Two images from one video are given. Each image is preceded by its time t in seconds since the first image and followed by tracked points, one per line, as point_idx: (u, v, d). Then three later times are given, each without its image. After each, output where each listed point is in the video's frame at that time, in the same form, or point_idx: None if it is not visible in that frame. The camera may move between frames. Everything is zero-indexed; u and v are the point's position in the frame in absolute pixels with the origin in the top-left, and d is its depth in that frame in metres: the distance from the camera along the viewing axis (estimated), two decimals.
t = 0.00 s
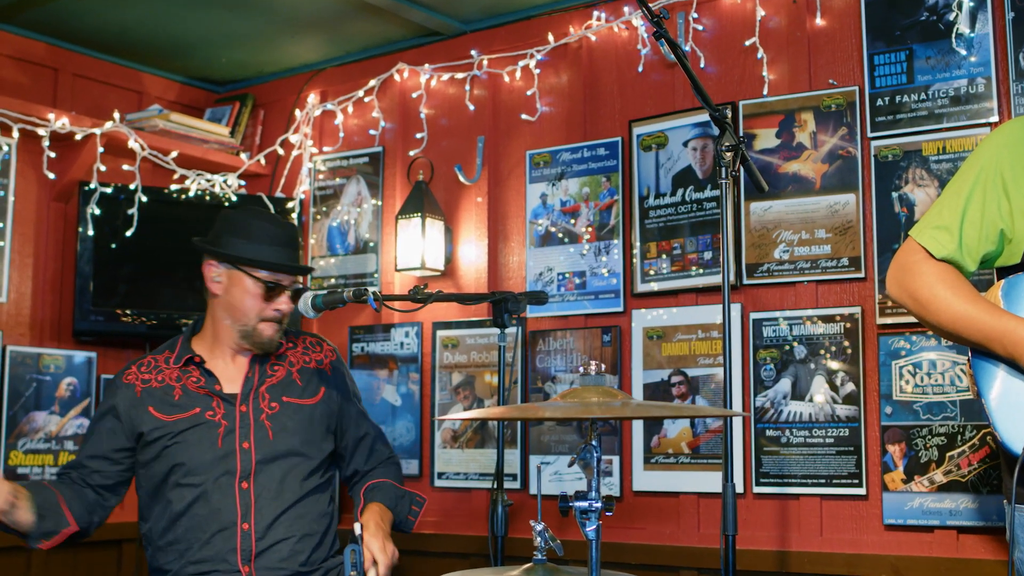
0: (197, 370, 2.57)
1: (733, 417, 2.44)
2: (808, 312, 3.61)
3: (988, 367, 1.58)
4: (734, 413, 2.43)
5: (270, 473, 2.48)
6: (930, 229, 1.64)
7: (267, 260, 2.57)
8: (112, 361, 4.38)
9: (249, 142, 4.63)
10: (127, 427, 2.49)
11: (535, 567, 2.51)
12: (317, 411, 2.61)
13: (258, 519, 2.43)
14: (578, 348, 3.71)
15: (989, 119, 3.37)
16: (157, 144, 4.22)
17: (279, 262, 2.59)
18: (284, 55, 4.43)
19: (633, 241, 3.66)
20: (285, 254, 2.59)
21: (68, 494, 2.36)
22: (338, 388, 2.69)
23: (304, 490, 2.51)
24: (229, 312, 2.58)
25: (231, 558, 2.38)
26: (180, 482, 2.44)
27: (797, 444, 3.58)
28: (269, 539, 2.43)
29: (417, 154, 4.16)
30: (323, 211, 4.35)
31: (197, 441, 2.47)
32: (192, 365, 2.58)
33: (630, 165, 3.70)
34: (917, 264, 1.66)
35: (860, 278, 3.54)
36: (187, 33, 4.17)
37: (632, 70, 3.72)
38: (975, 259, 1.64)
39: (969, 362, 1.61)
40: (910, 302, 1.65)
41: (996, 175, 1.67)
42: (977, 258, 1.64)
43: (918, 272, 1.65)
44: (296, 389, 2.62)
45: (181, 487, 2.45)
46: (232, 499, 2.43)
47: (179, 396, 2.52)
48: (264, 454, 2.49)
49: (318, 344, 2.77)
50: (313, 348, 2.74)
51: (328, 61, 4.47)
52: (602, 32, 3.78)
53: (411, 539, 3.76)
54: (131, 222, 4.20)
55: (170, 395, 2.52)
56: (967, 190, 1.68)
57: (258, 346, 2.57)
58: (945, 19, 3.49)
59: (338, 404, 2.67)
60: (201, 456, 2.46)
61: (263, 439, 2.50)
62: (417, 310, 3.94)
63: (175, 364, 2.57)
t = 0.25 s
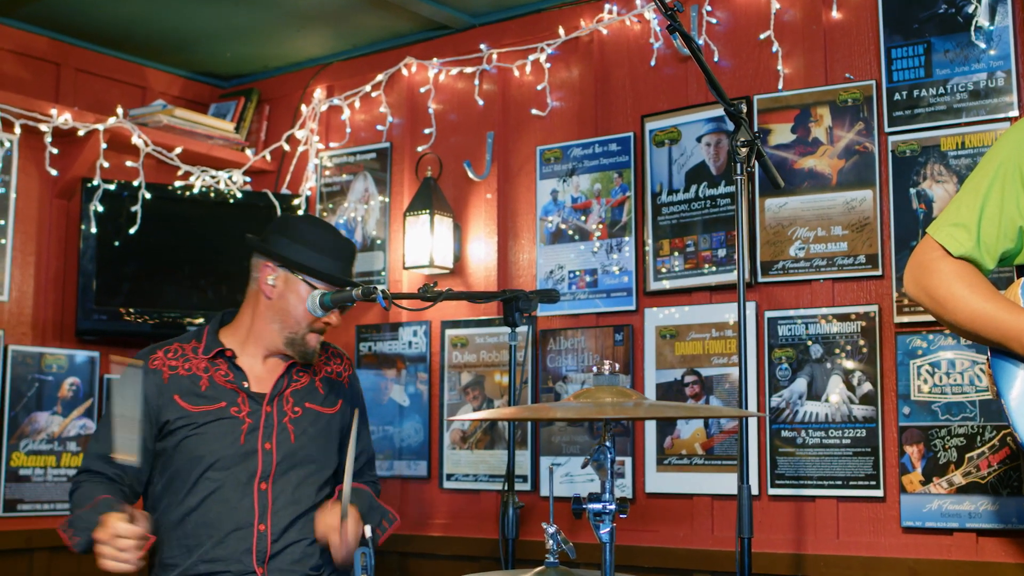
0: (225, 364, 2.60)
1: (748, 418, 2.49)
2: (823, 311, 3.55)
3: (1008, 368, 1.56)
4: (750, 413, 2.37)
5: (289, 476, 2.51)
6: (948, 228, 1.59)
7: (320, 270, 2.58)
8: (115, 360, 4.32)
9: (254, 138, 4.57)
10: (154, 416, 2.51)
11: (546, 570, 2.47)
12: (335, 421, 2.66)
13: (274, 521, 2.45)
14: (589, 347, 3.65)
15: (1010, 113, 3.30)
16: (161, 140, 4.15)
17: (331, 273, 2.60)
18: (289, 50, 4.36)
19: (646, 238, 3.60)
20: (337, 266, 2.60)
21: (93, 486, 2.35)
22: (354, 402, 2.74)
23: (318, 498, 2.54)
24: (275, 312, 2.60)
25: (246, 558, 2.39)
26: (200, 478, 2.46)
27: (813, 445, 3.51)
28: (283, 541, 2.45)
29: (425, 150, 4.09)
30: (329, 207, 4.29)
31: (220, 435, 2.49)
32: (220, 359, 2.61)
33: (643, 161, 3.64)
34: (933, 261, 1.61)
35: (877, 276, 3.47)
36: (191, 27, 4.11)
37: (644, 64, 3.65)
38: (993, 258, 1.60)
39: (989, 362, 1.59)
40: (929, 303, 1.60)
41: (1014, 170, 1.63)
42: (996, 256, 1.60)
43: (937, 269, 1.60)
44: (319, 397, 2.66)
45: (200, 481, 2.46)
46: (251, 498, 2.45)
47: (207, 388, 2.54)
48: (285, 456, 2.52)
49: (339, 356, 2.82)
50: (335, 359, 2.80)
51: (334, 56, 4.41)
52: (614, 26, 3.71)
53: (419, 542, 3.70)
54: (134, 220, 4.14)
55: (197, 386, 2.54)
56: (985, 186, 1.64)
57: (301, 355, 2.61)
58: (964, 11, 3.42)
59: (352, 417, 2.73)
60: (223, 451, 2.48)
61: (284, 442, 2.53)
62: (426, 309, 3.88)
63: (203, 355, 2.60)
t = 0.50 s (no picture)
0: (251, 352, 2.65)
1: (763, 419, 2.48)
2: (836, 309, 3.48)
3: None
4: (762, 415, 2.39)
5: (305, 470, 2.59)
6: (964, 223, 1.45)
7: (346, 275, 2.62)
8: (116, 360, 4.25)
9: (257, 134, 4.50)
10: (183, 395, 2.54)
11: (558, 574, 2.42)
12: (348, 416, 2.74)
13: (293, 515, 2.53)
14: (599, 346, 3.58)
15: None
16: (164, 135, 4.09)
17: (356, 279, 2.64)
18: (293, 43, 4.30)
19: (657, 235, 3.53)
20: (364, 272, 2.64)
21: (139, 472, 2.40)
22: (363, 398, 2.82)
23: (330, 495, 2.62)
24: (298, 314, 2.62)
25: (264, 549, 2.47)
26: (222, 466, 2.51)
27: (828, 446, 3.44)
28: (299, 536, 2.53)
29: (432, 146, 4.02)
30: (335, 204, 4.23)
31: (245, 424, 2.55)
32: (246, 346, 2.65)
33: (654, 157, 3.57)
34: (949, 262, 1.47)
35: (893, 273, 3.41)
36: (194, 21, 4.05)
37: (655, 58, 3.58)
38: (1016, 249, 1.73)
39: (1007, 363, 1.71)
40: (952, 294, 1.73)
41: None
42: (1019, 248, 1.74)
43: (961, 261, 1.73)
44: (334, 391, 2.74)
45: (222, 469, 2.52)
46: (272, 490, 2.52)
47: (233, 373, 2.59)
48: (304, 451, 2.60)
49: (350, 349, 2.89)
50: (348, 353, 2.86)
51: (339, 50, 4.34)
52: (624, 19, 3.64)
53: (426, 545, 3.64)
54: (136, 217, 4.07)
55: (223, 371, 2.59)
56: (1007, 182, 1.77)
57: (324, 364, 2.62)
58: (982, 4, 3.35)
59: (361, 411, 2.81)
60: (246, 440, 2.53)
61: (304, 435, 2.61)
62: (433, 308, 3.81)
63: (232, 341, 2.64)
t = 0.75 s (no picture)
0: (272, 364, 2.76)
1: (780, 420, 2.48)
2: (851, 307, 3.41)
3: None
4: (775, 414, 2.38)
5: (327, 481, 2.74)
6: (981, 222, 1.63)
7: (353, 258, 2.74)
8: (119, 359, 4.19)
9: (262, 129, 4.44)
10: (204, 410, 2.64)
11: None
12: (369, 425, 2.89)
13: (317, 527, 2.67)
14: (611, 345, 3.52)
15: None
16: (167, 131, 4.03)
17: (363, 262, 2.74)
18: (298, 37, 4.23)
19: (670, 232, 3.46)
20: (370, 255, 2.75)
21: (162, 490, 2.49)
22: (383, 407, 2.97)
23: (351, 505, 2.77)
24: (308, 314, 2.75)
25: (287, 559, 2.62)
26: (243, 481, 2.65)
27: (844, 447, 3.37)
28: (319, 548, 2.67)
29: (440, 141, 3.96)
30: (340, 200, 4.17)
31: (268, 437, 2.67)
32: (267, 358, 2.76)
33: (666, 152, 3.50)
34: (967, 257, 1.66)
35: (911, 271, 3.34)
36: (197, 14, 3.98)
37: (668, 52, 3.52)
38: None
39: None
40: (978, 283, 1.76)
41: None
42: None
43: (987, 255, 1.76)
44: (356, 402, 2.88)
45: (243, 483, 2.65)
46: (294, 503, 2.66)
47: (254, 387, 2.71)
48: (327, 463, 2.73)
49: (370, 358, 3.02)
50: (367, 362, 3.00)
51: (344, 44, 4.28)
52: (636, 11, 3.57)
53: (434, 547, 3.57)
54: (139, 214, 4.01)
55: (244, 384, 2.70)
56: None
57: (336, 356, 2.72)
58: None
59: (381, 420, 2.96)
60: (268, 455, 2.66)
61: (327, 447, 2.75)
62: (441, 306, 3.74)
63: (251, 353, 2.75)
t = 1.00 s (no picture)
0: (282, 365, 2.65)
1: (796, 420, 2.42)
2: (866, 306, 3.35)
3: None
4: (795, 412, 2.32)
5: (350, 480, 2.61)
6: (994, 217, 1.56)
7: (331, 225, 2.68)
8: (122, 359, 4.12)
9: (267, 124, 4.36)
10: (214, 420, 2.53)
11: None
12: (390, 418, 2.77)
13: (339, 529, 2.55)
14: (623, 344, 3.45)
15: None
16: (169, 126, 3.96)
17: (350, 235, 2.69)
18: (303, 30, 4.16)
19: (682, 229, 3.40)
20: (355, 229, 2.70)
21: (180, 515, 2.37)
22: (405, 399, 2.85)
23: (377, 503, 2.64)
24: (297, 300, 2.66)
25: (312, 566, 2.49)
26: (263, 486, 2.53)
27: (861, 448, 3.31)
28: (346, 551, 2.55)
29: (448, 136, 3.89)
30: (345, 197, 4.08)
31: (284, 441, 2.56)
32: (276, 359, 2.66)
33: (679, 148, 3.44)
34: (979, 253, 1.59)
35: (929, 268, 3.27)
36: (201, 8, 3.92)
37: (680, 45, 3.45)
38: None
39: None
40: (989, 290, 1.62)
41: None
42: None
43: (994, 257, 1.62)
44: (374, 396, 2.76)
45: (264, 489, 2.53)
46: (315, 508, 2.54)
47: (265, 391, 2.59)
48: (349, 462, 2.61)
49: (388, 348, 2.91)
50: (384, 352, 2.88)
51: (350, 38, 4.21)
52: (648, 4, 3.51)
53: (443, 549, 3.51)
54: (142, 211, 3.95)
55: (254, 389, 2.59)
56: None
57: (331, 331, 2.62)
58: None
59: (403, 412, 2.84)
60: (285, 457, 2.55)
61: (347, 445, 2.63)
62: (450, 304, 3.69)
63: (259, 356, 2.63)
